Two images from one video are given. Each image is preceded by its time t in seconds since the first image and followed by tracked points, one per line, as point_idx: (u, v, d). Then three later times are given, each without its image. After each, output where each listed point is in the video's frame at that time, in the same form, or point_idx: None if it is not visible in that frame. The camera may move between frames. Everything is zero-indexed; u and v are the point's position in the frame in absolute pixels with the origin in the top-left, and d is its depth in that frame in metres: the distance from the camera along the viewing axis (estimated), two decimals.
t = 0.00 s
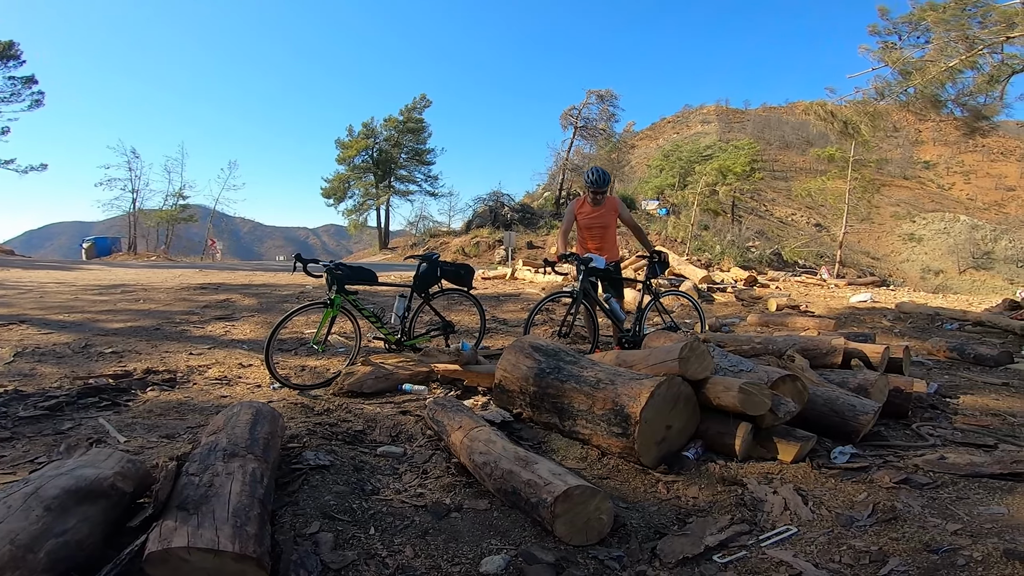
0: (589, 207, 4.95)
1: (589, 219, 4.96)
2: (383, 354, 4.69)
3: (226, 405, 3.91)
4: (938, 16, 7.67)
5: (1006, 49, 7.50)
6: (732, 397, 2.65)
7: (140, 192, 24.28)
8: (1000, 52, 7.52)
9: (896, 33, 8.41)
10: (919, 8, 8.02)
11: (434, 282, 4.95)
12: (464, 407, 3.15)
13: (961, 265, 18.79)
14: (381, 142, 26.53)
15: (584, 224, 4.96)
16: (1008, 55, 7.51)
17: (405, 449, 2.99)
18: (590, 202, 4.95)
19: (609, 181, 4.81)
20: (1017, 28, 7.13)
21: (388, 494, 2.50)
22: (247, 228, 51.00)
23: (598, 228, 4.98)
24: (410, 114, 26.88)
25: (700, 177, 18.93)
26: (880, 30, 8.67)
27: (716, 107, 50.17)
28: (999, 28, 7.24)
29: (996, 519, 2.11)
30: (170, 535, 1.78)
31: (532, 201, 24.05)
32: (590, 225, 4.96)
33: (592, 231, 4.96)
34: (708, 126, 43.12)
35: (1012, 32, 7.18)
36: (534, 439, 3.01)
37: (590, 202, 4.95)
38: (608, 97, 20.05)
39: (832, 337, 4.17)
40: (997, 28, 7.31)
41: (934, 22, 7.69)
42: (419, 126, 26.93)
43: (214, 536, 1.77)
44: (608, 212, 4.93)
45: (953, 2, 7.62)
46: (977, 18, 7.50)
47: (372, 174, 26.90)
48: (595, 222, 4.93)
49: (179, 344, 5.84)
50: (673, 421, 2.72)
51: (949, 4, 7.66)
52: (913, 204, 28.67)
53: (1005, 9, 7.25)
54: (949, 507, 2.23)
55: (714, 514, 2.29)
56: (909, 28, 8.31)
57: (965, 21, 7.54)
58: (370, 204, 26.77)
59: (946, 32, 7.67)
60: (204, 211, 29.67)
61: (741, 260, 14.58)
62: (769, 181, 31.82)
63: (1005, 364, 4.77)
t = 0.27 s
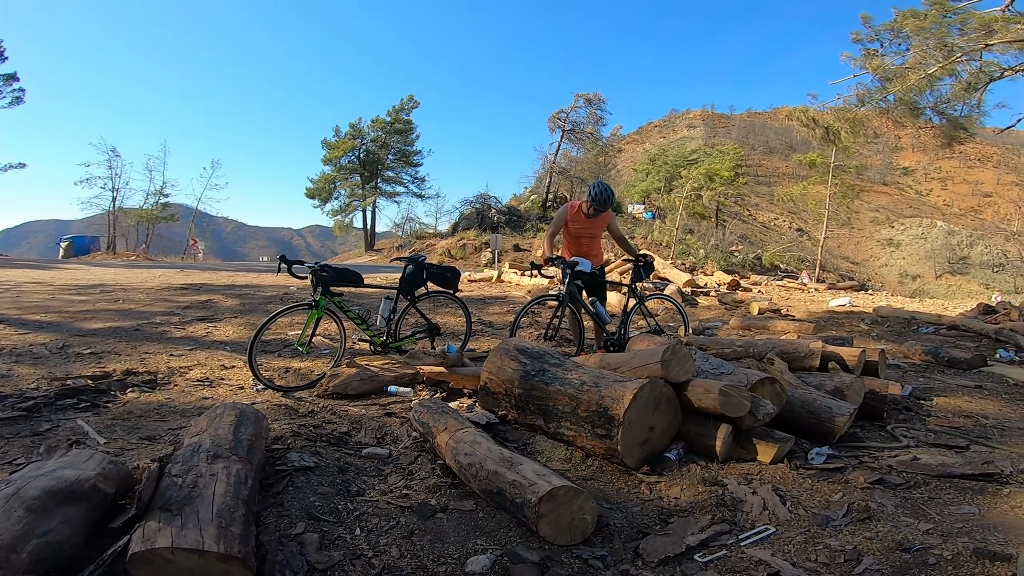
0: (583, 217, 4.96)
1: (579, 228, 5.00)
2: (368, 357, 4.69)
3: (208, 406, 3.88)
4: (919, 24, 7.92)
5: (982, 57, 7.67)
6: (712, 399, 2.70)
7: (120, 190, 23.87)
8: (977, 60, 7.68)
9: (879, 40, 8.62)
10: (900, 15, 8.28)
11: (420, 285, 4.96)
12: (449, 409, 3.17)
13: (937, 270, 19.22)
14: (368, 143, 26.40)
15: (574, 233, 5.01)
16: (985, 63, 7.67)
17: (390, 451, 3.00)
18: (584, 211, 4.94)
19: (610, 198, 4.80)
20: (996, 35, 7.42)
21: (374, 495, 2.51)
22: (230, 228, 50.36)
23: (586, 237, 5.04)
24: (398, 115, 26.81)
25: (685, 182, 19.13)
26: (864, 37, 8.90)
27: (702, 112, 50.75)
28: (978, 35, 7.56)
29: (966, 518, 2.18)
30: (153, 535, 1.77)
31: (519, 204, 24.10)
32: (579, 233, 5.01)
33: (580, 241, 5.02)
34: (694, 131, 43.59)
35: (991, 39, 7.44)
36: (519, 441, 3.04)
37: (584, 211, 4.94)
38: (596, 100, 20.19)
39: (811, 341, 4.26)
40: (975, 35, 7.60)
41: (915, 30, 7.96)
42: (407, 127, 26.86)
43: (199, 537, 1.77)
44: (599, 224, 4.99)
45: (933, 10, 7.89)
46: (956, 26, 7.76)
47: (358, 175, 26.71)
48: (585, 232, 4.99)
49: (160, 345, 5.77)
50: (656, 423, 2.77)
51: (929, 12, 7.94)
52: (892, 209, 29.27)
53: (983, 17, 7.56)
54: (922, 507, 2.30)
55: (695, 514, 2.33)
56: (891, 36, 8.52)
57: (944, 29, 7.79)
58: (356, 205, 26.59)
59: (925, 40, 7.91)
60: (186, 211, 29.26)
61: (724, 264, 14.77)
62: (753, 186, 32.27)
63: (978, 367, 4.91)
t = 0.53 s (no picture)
0: (576, 229, 5.04)
1: (571, 238, 5.07)
2: (355, 358, 4.70)
3: (192, 407, 3.86)
4: (900, 30, 8.03)
5: (961, 64, 7.99)
6: (694, 400, 2.76)
7: (100, 189, 23.49)
8: (955, 67, 8.00)
9: (862, 47, 8.81)
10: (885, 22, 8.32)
11: (407, 286, 4.98)
12: (436, 410, 3.20)
13: (916, 275, 19.62)
14: (355, 143, 26.29)
15: (565, 242, 5.08)
16: (963, 70, 7.99)
17: (377, 451, 3.02)
18: (580, 222, 5.01)
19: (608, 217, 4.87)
20: (976, 42, 7.71)
21: (360, 494, 2.53)
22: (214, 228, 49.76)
23: (575, 246, 5.15)
24: (386, 116, 26.74)
25: (671, 186, 19.33)
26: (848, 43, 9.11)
27: (688, 117, 51.26)
28: (958, 42, 7.82)
29: (937, 517, 2.26)
30: (141, 533, 1.78)
31: (506, 206, 24.15)
32: (570, 242, 5.10)
33: (569, 250, 5.13)
34: (680, 135, 44.02)
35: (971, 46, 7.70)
36: (505, 441, 3.08)
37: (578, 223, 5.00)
38: (584, 104, 20.32)
39: (791, 343, 4.36)
40: (955, 43, 7.85)
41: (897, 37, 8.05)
42: (395, 128, 26.80)
43: (187, 534, 1.79)
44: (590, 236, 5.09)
45: (916, 17, 7.99)
46: (938, 33, 7.88)
47: (345, 176, 26.59)
48: (575, 242, 5.08)
49: (142, 346, 5.72)
50: (639, 423, 2.82)
51: (912, 20, 8.03)
52: (873, 214, 29.83)
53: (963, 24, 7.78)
54: (895, 505, 2.38)
55: (677, 512, 2.39)
56: (874, 43, 8.72)
57: (926, 36, 7.92)
58: (342, 206, 26.42)
59: (906, 47, 8.07)
60: (169, 210, 28.87)
61: (709, 268, 14.95)
62: (738, 190, 32.67)
63: (952, 369, 5.06)
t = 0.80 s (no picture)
0: (570, 244, 5.18)
1: (561, 250, 5.19)
2: (344, 358, 4.71)
3: (180, 407, 3.86)
4: (886, 34, 8.22)
5: (944, 67, 8.18)
6: (678, 399, 2.82)
7: (85, 188, 23.20)
8: (939, 70, 8.19)
9: (849, 50, 8.97)
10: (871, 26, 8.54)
11: (396, 287, 5.00)
12: (425, 409, 3.23)
13: (900, 276, 19.93)
14: (345, 143, 26.20)
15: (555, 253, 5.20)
16: (946, 73, 8.18)
17: (366, 450, 3.05)
18: (575, 238, 5.13)
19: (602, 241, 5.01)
20: (959, 45, 7.91)
21: (350, 492, 2.56)
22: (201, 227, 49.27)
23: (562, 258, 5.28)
24: (377, 116, 26.68)
25: (661, 187, 19.47)
26: (836, 46, 9.24)
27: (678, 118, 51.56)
28: (942, 45, 8.01)
29: (913, 513, 2.34)
30: (132, 530, 1.80)
31: (496, 207, 24.18)
32: (559, 254, 5.22)
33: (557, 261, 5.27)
34: (670, 136, 44.32)
35: (954, 49, 7.89)
36: (494, 440, 3.12)
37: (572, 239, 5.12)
38: (575, 105, 20.42)
39: (775, 343, 4.44)
40: (940, 46, 8.03)
41: (883, 40, 8.26)
42: (385, 128, 26.74)
43: (179, 531, 1.81)
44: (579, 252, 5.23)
45: (902, 21, 8.18)
46: (923, 36, 8.11)
47: (335, 175, 26.49)
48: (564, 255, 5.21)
49: (129, 346, 5.69)
50: (625, 421, 2.88)
51: (898, 23, 8.25)
52: (858, 215, 30.25)
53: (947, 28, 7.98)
54: (872, 501, 2.45)
55: (662, 509, 2.44)
56: (860, 46, 8.87)
57: (910, 39, 8.09)
58: (332, 207, 26.16)
59: (892, 50, 8.21)
60: (155, 209, 28.56)
61: (697, 269, 15.09)
62: (726, 192, 32.97)
63: (932, 368, 5.17)
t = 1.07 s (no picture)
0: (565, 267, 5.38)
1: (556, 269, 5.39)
2: (340, 362, 4.73)
3: (176, 410, 3.88)
4: (881, 40, 8.31)
5: (938, 74, 8.31)
6: (670, 404, 2.87)
7: (79, 188, 23.09)
8: (933, 76, 8.31)
9: (844, 55, 9.06)
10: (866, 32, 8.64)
11: (393, 291, 5.03)
12: (421, 413, 3.27)
13: (893, 281, 20.07)
14: (342, 145, 26.20)
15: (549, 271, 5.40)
16: (940, 79, 8.30)
17: (362, 453, 3.08)
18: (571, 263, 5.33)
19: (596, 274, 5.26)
20: (953, 52, 8.03)
21: (347, 495, 2.59)
22: (195, 227, 49.04)
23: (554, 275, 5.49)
24: (374, 118, 26.70)
25: (656, 192, 19.57)
26: (831, 51, 9.33)
27: (674, 122, 51.75)
28: (937, 51, 8.12)
29: (899, 516, 2.39)
30: (133, 532, 1.83)
31: (493, 210, 24.23)
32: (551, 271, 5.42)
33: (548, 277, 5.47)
34: (666, 141, 44.54)
35: (948, 56, 8.01)
36: (489, 444, 3.16)
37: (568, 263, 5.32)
38: (572, 109, 20.51)
39: (767, 349, 4.49)
40: (934, 52, 8.15)
41: (878, 46, 8.37)
42: (383, 130, 26.77)
43: (179, 533, 1.84)
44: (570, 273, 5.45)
45: (897, 27, 8.28)
46: (917, 42, 8.23)
47: (331, 177, 26.48)
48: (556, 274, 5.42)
49: (123, 348, 5.69)
50: (618, 426, 2.92)
51: (892, 29, 8.35)
52: (852, 221, 30.47)
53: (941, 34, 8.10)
54: (859, 505, 2.50)
55: (654, 512, 2.49)
56: (855, 52, 8.97)
57: (905, 46, 8.21)
58: (328, 208, 26.24)
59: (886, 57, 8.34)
60: (149, 209, 28.44)
61: (692, 273, 15.17)
62: (721, 197, 33.14)
63: (922, 374, 5.24)
